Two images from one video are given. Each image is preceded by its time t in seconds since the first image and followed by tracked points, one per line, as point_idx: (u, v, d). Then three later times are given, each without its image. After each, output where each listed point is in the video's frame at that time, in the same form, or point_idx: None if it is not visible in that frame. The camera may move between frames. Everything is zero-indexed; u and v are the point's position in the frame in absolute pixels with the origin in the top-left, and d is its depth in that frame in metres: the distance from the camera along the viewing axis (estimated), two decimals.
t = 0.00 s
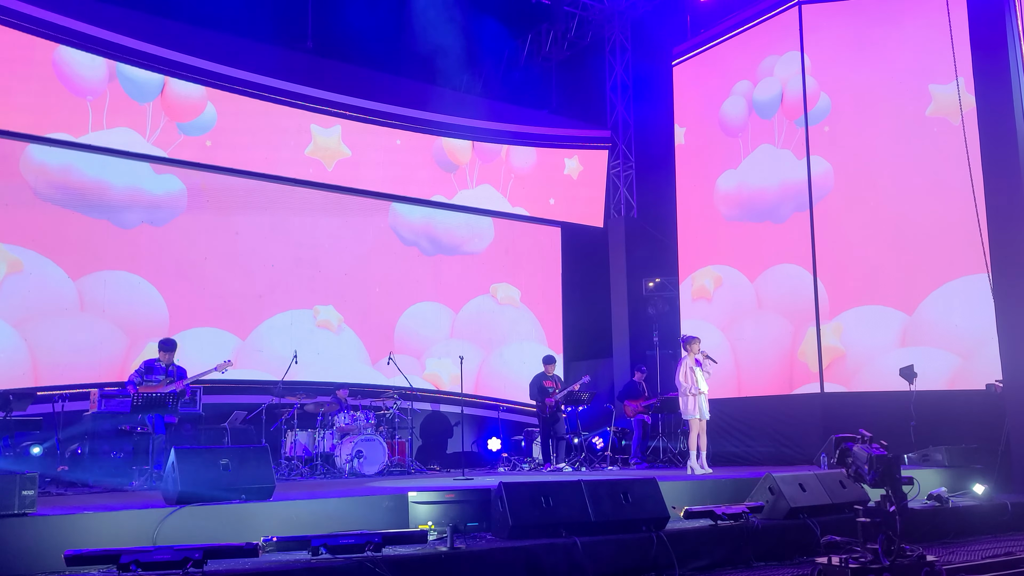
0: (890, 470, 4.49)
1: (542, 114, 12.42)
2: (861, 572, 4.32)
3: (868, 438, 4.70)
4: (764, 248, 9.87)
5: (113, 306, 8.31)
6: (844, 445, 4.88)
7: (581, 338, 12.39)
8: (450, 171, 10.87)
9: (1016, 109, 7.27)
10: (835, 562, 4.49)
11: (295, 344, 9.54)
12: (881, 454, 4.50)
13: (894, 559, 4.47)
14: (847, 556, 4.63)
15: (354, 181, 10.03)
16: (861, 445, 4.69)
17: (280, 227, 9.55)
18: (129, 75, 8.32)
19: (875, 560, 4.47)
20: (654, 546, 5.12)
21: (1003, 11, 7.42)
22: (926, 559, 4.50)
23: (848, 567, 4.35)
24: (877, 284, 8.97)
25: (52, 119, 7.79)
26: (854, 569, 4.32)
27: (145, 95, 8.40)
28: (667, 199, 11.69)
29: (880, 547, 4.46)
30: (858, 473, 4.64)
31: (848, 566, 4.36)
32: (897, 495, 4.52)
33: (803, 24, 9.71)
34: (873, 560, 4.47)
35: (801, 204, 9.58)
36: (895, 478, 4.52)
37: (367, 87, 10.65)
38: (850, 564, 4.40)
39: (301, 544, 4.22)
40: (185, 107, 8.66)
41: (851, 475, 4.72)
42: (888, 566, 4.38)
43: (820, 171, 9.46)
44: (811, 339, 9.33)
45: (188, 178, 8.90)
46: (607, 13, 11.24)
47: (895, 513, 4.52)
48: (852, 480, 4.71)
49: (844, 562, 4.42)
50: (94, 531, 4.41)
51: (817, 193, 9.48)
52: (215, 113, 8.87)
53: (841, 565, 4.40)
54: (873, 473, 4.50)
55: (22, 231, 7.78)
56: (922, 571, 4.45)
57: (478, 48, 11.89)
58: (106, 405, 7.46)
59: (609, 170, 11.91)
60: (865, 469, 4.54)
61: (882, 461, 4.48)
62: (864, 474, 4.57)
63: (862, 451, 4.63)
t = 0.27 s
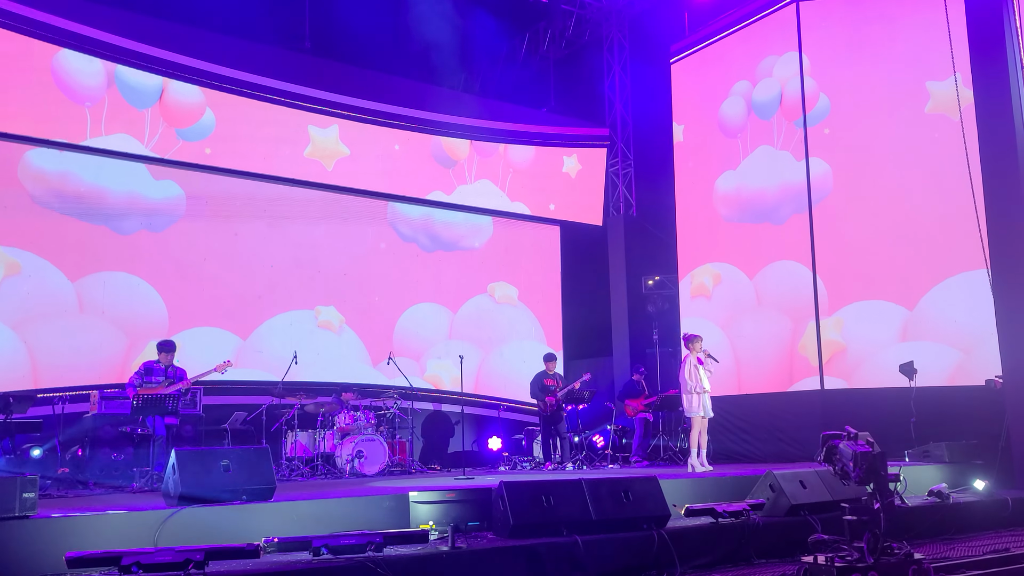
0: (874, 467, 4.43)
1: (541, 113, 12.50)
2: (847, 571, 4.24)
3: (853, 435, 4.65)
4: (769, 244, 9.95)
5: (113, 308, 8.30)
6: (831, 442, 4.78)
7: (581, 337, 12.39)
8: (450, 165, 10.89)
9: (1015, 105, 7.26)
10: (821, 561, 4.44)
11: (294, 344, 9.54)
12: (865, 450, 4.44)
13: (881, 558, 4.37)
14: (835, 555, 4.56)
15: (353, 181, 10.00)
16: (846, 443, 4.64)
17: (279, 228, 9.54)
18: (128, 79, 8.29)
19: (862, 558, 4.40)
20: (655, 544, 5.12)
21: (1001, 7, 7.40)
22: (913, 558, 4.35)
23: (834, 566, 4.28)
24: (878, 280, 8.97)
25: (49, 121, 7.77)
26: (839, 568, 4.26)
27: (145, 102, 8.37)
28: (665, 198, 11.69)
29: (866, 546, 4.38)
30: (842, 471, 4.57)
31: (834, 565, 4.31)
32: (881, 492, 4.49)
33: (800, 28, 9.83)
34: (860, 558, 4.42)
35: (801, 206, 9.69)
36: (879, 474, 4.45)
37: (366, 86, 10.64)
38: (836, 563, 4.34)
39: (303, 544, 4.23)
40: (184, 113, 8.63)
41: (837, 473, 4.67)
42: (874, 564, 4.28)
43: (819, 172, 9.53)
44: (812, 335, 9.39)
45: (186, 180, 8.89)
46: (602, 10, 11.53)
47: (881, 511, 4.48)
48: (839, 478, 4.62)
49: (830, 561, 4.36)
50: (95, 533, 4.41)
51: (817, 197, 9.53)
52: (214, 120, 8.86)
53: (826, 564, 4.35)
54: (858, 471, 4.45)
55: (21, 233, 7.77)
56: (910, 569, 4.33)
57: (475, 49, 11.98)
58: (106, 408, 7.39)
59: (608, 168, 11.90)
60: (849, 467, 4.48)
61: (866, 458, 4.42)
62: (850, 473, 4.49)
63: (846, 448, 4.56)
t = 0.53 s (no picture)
0: (866, 464, 4.43)
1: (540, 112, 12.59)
2: (840, 569, 4.25)
3: (846, 432, 4.62)
4: (770, 242, 9.98)
5: (111, 310, 8.30)
6: (826, 440, 4.77)
7: (582, 336, 12.36)
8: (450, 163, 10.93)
9: (1012, 101, 7.27)
10: (814, 560, 4.42)
11: (294, 345, 9.54)
12: (858, 447, 4.45)
13: (875, 556, 4.35)
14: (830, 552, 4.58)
15: (352, 182, 10.01)
16: (839, 440, 4.63)
17: (278, 229, 9.54)
18: (127, 81, 8.31)
19: (857, 556, 4.38)
20: (657, 543, 5.13)
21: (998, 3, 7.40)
22: (908, 556, 4.38)
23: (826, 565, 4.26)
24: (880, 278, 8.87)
25: (48, 123, 7.78)
26: (832, 566, 4.26)
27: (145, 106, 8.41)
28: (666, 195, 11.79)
29: (860, 544, 4.36)
30: (837, 469, 4.58)
31: (828, 563, 4.30)
32: (875, 490, 4.38)
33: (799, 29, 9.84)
34: (854, 557, 4.39)
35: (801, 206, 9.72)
36: (873, 472, 4.43)
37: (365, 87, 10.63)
38: (830, 562, 4.34)
39: (304, 545, 4.22)
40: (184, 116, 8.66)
41: (831, 471, 4.65)
42: (868, 562, 4.27)
43: (817, 173, 9.56)
44: (812, 334, 9.41)
45: (185, 181, 8.89)
46: (601, 11, 11.36)
47: (873, 509, 4.36)
48: (833, 475, 4.64)
49: (825, 559, 4.36)
50: (96, 536, 4.41)
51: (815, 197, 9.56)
52: (214, 126, 8.88)
53: (820, 562, 4.34)
54: (851, 467, 4.46)
55: (20, 236, 7.76)
56: (905, 567, 4.34)
57: (474, 49, 11.96)
58: (106, 410, 7.36)
59: (607, 167, 11.93)
60: (842, 465, 4.50)
61: (859, 454, 4.43)
62: (842, 470, 4.51)
63: (840, 446, 4.57)
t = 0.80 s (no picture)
0: (871, 462, 4.38)
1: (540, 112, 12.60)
2: (845, 568, 4.24)
3: (850, 430, 4.57)
4: (771, 241, 9.96)
5: (112, 311, 8.29)
6: (829, 438, 4.71)
7: (584, 336, 12.43)
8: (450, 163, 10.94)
9: (1011, 98, 7.27)
10: (818, 559, 4.36)
11: (295, 346, 9.53)
12: (861, 445, 4.41)
13: (878, 554, 4.32)
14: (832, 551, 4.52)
15: (352, 182, 10.02)
16: (843, 438, 4.57)
17: (278, 229, 9.54)
18: (126, 82, 8.32)
19: (861, 554, 4.34)
20: (658, 541, 5.13)
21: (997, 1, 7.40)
22: (912, 554, 4.32)
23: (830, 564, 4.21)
24: (879, 276, 8.87)
25: (47, 124, 7.79)
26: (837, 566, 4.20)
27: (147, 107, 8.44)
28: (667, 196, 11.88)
29: (865, 542, 4.33)
30: (840, 467, 4.54)
31: (832, 562, 4.27)
32: (879, 487, 4.38)
33: (800, 28, 9.83)
34: (858, 555, 4.36)
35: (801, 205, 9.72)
36: (878, 470, 4.39)
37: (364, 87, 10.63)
38: (835, 560, 4.30)
39: (305, 546, 4.22)
40: (184, 117, 8.68)
41: (835, 468, 4.60)
42: (873, 561, 4.23)
43: (817, 171, 9.57)
44: (812, 334, 9.39)
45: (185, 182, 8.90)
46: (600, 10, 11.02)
47: (876, 507, 4.37)
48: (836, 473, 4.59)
49: (829, 558, 4.32)
50: (97, 538, 4.40)
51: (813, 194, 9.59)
52: (214, 128, 8.90)
53: (825, 561, 4.30)
54: (854, 465, 4.42)
55: (19, 236, 7.76)
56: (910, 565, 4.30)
57: (474, 48, 11.96)
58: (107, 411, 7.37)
59: (607, 167, 11.94)
60: (845, 462, 4.47)
61: (861, 453, 4.40)
62: (845, 468, 4.46)
63: (843, 443, 4.52)
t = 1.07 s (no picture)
0: (882, 462, 4.38)
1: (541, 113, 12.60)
2: (859, 567, 4.19)
3: (863, 430, 4.57)
4: (771, 241, 9.97)
5: (112, 311, 8.30)
6: (841, 438, 4.69)
7: (585, 336, 12.43)
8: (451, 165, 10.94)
9: (1011, 99, 7.26)
10: (832, 556, 4.37)
11: (295, 346, 9.54)
12: (873, 445, 4.41)
13: (891, 552, 4.32)
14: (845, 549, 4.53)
15: (352, 183, 10.03)
16: (856, 438, 4.56)
17: (278, 230, 9.55)
18: (126, 83, 8.33)
19: (874, 553, 4.33)
20: (659, 541, 5.13)
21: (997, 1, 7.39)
22: (925, 553, 4.37)
23: (845, 562, 4.21)
24: (880, 276, 8.86)
25: (48, 125, 7.80)
26: (850, 564, 4.21)
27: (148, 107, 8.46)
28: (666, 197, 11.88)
29: (878, 540, 4.32)
30: (852, 467, 4.53)
31: (846, 560, 4.25)
32: (891, 487, 4.39)
33: (800, 29, 9.82)
34: (871, 553, 4.34)
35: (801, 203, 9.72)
36: (889, 468, 4.40)
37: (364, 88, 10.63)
38: (848, 558, 4.28)
39: (306, 546, 4.22)
40: (185, 115, 8.71)
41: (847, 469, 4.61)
42: (886, 559, 4.22)
43: (817, 169, 9.55)
44: (812, 333, 9.40)
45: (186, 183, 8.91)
46: (602, 11, 11.16)
47: (890, 505, 4.35)
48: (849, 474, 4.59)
49: (842, 556, 4.31)
50: (98, 538, 4.40)
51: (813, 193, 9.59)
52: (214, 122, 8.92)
53: (838, 559, 4.29)
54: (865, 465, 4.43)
55: (20, 237, 7.77)
56: (922, 563, 4.34)
57: (474, 48, 11.97)
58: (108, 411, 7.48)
59: (609, 167, 11.98)
60: (857, 462, 4.46)
61: (873, 452, 4.40)
62: (858, 468, 4.47)
63: (855, 442, 4.52)
